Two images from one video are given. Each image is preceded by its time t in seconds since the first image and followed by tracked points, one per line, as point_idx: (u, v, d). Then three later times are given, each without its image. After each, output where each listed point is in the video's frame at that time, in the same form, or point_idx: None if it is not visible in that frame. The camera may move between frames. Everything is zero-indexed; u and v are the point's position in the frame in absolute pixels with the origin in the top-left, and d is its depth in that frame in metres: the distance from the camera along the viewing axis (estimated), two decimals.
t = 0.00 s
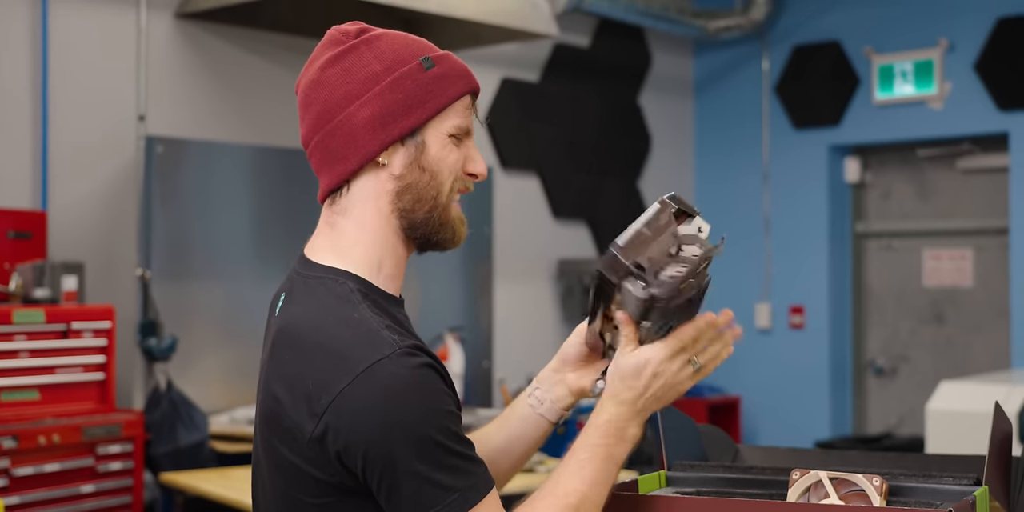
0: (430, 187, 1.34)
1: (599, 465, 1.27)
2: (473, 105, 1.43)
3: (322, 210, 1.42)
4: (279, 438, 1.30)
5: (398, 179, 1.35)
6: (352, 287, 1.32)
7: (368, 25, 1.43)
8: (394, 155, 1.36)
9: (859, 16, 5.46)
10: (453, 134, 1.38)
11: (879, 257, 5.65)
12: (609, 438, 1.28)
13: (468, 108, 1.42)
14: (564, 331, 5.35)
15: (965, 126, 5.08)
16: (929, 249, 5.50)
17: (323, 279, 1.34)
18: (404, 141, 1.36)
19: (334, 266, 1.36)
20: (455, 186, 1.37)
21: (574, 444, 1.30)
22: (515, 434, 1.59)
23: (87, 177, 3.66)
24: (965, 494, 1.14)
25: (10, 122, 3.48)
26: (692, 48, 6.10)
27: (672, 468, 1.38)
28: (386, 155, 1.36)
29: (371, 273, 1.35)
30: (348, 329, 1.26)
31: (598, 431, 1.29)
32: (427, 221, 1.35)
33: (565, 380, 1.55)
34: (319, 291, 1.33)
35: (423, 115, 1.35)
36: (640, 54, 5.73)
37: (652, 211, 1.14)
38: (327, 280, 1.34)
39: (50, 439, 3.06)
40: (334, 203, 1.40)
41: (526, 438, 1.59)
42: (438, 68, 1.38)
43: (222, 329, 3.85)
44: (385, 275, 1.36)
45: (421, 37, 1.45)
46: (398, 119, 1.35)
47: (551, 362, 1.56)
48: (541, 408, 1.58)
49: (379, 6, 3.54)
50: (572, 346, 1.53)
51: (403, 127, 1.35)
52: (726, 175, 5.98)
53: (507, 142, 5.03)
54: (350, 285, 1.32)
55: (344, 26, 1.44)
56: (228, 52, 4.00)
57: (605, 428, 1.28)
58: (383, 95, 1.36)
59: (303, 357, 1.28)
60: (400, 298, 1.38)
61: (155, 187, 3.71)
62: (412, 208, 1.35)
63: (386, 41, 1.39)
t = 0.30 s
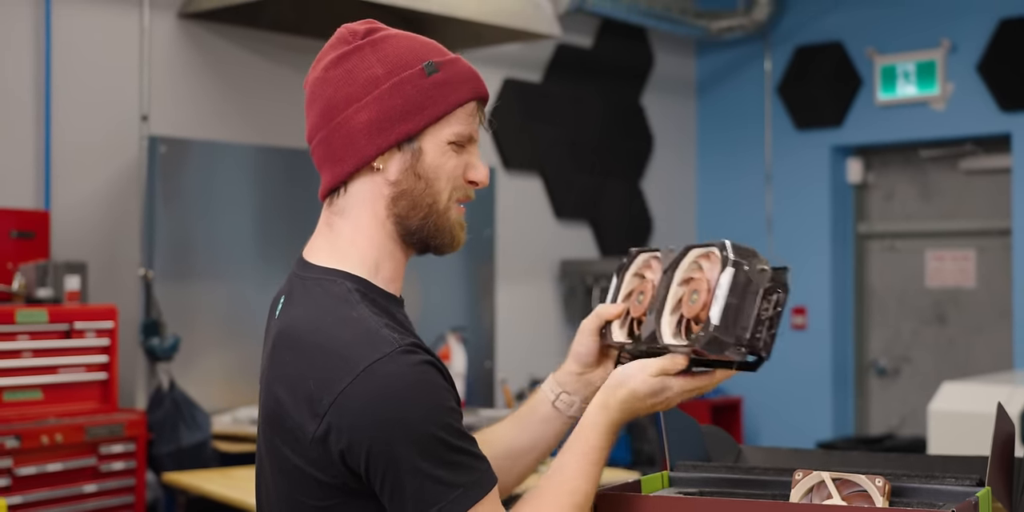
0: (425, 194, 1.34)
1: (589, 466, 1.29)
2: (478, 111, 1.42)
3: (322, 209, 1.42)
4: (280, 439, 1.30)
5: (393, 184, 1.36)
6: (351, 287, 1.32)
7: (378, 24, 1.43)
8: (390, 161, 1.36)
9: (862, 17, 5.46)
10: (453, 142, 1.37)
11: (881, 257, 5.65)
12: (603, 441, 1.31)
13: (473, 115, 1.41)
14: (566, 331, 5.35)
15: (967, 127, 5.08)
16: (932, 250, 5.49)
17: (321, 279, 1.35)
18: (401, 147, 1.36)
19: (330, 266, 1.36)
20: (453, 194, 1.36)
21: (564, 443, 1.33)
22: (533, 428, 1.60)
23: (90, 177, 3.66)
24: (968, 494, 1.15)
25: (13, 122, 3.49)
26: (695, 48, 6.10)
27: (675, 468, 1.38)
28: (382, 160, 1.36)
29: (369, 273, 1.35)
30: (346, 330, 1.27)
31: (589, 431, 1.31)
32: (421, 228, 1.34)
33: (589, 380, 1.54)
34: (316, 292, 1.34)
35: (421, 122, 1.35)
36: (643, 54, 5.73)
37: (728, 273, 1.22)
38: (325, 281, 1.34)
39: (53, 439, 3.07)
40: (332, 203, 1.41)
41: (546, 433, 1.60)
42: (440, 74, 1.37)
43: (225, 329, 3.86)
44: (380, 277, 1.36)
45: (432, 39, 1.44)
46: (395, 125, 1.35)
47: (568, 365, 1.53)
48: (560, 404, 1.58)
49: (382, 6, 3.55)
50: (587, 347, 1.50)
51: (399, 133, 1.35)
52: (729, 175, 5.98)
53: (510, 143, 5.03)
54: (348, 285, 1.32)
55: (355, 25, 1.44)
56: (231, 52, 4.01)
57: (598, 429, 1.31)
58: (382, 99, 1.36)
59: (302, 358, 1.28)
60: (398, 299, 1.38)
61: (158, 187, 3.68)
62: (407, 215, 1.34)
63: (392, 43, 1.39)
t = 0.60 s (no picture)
0: (428, 202, 1.35)
1: (601, 482, 1.30)
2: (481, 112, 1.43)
3: (324, 213, 1.42)
4: (281, 441, 1.30)
5: (397, 192, 1.36)
6: (351, 289, 1.33)
7: (377, 25, 1.41)
8: (395, 169, 1.36)
9: (861, 18, 5.46)
10: (457, 147, 1.38)
11: (881, 258, 5.66)
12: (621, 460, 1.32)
13: (475, 117, 1.41)
14: (565, 332, 5.35)
15: (967, 128, 5.08)
16: (931, 250, 5.50)
17: (321, 281, 1.35)
18: (405, 156, 1.36)
19: (332, 270, 1.37)
20: (455, 199, 1.37)
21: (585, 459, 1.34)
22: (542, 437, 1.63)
23: (90, 178, 3.66)
24: (967, 495, 1.15)
25: (14, 124, 3.50)
26: (695, 49, 6.11)
27: (675, 468, 1.37)
28: (386, 168, 1.36)
29: (370, 277, 1.36)
30: (348, 332, 1.27)
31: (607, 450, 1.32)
32: (423, 235, 1.35)
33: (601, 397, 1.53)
34: (317, 296, 1.34)
35: (426, 129, 1.35)
36: (642, 55, 5.73)
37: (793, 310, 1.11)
38: (326, 283, 1.35)
39: (53, 440, 3.07)
40: (334, 207, 1.41)
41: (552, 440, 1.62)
42: (444, 80, 1.37)
43: (225, 330, 3.86)
44: (383, 281, 1.37)
45: (433, 39, 1.43)
46: (400, 133, 1.35)
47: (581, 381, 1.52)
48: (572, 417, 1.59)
49: (382, 8, 3.55)
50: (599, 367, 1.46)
51: (404, 142, 1.35)
52: (728, 176, 5.98)
53: (510, 144, 5.03)
54: (350, 287, 1.33)
55: (355, 26, 1.43)
56: (230, 53, 4.01)
57: (617, 448, 1.32)
58: (387, 107, 1.36)
59: (303, 360, 1.28)
60: (400, 301, 1.39)
61: (159, 188, 3.68)
62: (410, 222, 1.35)
63: (394, 47, 1.38)
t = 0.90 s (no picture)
0: (430, 206, 1.34)
1: (611, 488, 1.29)
2: (490, 122, 1.43)
3: (328, 210, 1.42)
4: (283, 440, 1.30)
5: (401, 194, 1.36)
6: (354, 288, 1.33)
7: (393, 26, 1.41)
8: (400, 171, 1.37)
9: (863, 17, 5.46)
10: (463, 154, 1.38)
11: (884, 257, 5.66)
12: (634, 466, 1.32)
13: (485, 126, 1.41)
14: (568, 331, 5.34)
15: (969, 126, 5.08)
16: (934, 249, 5.49)
17: (324, 279, 1.35)
18: (411, 159, 1.36)
19: (332, 268, 1.37)
20: (459, 207, 1.37)
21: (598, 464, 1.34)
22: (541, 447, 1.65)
23: (93, 178, 3.67)
24: (970, 494, 1.15)
25: (15, 123, 3.50)
26: (697, 48, 6.10)
27: (678, 467, 1.38)
28: (391, 171, 1.36)
29: (372, 276, 1.36)
30: (350, 331, 1.27)
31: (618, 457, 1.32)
32: (425, 240, 1.35)
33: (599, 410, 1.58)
34: (319, 295, 1.34)
35: (433, 134, 1.35)
36: (644, 54, 5.73)
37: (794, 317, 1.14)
38: (328, 281, 1.35)
39: (56, 439, 3.07)
40: (339, 205, 1.41)
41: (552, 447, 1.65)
42: (455, 87, 1.37)
43: (227, 329, 3.86)
44: (384, 281, 1.37)
45: (448, 45, 1.44)
46: (407, 137, 1.35)
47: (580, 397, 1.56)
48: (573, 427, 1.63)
49: (385, 7, 3.55)
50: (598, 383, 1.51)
51: (411, 145, 1.35)
52: (730, 175, 5.98)
53: (512, 143, 5.03)
54: (352, 286, 1.33)
55: (370, 25, 1.43)
56: (233, 52, 4.01)
57: (628, 455, 1.32)
58: (395, 109, 1.36)
59: (305, 360, 1.29)
60: (400, 301, 1.39)
61: (161, 187, 3.70)
62: (412, 226, 1.35)
63: (408, 50, 1.38)
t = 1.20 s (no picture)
0: (436, 208, 1.35)
1: (617, 489, 1.27)
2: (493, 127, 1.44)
3: (324, 209, 1.41)
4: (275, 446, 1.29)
5: (406, 195, 1.36)
6: (343, 292, 1.32)
7: (400, 28, 1.42)
8: (406, 171, 1.36)
9: (863, 15, 5.45)
10: (469, 157, 1.38)
11: (884, 255, 5.65)
12: (638, 468, 1.29)
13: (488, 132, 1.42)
14: (568, 329, 5.34)
15: (969, 125, 5.08)
16: (934, 247, 5.49)
17: (313, 282, 1.34)
18: (418, 159, 1.36)
19: (324, 270, 1.36)
20: (463, 211, 1.37)
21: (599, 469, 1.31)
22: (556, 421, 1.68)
23: (92, 176, 3.67)
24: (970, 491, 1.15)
25: (16, 123, 3.50)
26: (696, 46, 6.10)
27: (677, 465, 1.38)
28: (398, 170, 1.36)
29: (364, 279, 1.35)
30: (339, 337, 1.26)
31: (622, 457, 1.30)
32: (427, 242, 1.35)
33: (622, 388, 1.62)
34: (307, 299, 1.33)
35: (442, 135, 1.36)
36: (644, 52, 5.73)
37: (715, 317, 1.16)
38: (318, 284, 1.34)
39: (56, 437, 3.07)
40: (337, 204, 1.40)
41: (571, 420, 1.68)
42: (464, 89, 1.38)
43: (226, 327, 3.86)
44: (377, 283, 1.37)
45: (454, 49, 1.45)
46: (416, 136, 1.35)
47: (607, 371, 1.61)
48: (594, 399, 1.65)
49: (384, 6, 3.54)
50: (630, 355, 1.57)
51: (420, 145, 1.35)
52: (730, 173, 5.98)
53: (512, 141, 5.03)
54: (341, 289, 1.32)
55: (377, 27, 1.43)
56: (233, 50, 4.01)
57: (632, 456, 1.29)
58: (405, 109, 1.36)
59: (294, 366, 1.28)
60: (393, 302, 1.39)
61: (161, 185, 3.70)
62: (416, 226, 1.35)
63: (418, 51, 1.39)
